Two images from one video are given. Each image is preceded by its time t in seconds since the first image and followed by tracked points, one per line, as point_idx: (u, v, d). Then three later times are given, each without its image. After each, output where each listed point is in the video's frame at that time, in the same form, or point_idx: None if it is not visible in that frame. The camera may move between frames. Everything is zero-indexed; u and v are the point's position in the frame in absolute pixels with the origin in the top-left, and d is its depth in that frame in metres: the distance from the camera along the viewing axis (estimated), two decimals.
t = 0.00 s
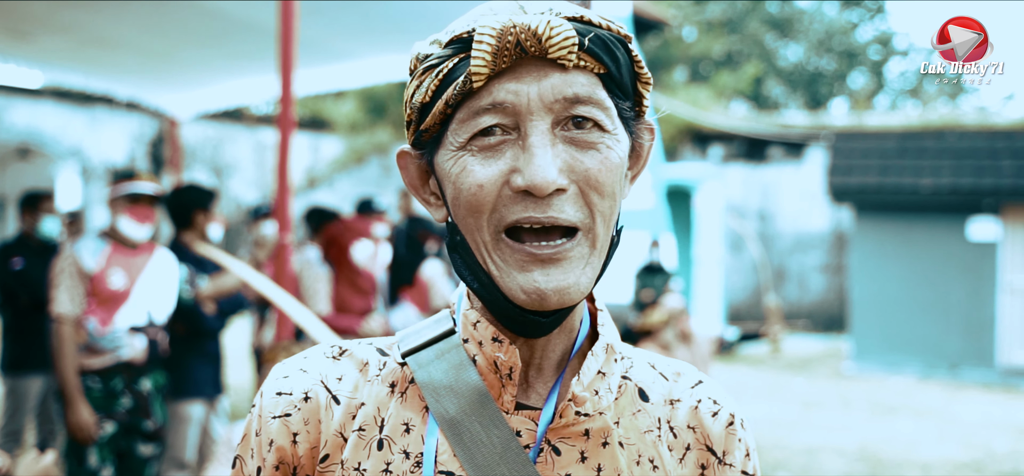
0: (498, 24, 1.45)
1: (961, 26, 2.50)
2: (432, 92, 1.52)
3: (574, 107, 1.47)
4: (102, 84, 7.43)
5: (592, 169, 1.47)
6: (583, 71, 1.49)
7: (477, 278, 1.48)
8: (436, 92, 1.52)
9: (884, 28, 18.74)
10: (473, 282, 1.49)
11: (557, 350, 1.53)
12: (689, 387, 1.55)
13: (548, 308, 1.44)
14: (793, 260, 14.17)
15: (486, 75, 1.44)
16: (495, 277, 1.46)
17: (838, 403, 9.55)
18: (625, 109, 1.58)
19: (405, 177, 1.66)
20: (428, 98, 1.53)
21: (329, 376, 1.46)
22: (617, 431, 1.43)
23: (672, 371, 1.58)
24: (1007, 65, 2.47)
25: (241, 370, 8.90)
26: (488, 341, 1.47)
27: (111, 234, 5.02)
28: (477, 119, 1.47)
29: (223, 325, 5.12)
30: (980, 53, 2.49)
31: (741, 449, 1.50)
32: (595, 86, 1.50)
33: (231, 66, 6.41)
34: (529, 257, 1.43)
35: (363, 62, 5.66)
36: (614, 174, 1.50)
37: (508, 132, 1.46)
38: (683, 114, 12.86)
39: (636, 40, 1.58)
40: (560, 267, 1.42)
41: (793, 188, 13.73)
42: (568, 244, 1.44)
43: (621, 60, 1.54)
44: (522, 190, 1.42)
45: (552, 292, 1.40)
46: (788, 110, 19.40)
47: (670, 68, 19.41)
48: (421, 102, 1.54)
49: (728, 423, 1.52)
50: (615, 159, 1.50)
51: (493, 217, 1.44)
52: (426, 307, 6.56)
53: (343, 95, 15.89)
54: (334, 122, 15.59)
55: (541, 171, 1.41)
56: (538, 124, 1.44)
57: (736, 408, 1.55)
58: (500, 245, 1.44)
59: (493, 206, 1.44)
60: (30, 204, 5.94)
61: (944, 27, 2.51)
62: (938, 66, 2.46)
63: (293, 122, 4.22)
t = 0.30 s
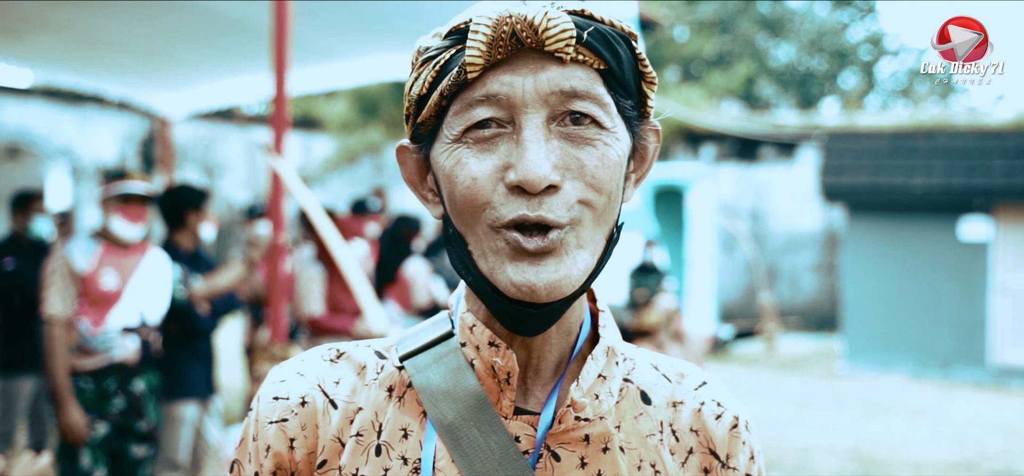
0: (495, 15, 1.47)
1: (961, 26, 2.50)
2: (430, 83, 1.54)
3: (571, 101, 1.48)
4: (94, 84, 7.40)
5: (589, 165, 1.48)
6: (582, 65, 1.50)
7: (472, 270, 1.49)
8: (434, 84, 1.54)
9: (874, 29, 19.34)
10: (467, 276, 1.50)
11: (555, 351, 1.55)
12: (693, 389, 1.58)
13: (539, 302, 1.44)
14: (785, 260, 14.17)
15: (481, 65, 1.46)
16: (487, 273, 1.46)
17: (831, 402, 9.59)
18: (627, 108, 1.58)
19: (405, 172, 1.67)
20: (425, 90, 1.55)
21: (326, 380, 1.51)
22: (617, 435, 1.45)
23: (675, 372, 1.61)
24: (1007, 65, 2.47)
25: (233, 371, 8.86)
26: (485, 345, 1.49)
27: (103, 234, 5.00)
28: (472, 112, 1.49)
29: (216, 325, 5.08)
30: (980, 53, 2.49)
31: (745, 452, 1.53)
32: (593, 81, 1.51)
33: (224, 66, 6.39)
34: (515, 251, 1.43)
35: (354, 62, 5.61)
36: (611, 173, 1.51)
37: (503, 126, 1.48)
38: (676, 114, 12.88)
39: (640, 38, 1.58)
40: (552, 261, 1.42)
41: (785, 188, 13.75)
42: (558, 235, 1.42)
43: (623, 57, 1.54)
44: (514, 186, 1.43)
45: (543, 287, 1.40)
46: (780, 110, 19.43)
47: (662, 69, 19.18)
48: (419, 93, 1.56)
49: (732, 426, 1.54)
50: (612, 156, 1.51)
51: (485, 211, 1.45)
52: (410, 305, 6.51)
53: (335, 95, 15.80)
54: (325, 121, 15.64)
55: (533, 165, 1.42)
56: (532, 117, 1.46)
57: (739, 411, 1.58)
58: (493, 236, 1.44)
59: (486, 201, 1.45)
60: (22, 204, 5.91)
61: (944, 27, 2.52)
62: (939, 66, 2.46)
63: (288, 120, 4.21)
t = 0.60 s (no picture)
0: (487, 9, 1.47)
1: (961, 26, 2.49)
2: (425, 80, 1.55)
3: (566, 96, 1.48)
4: (84, 84, 7.36)
5: (584, 161, 1.47)
6: (577, 60, 1.49)
7: (467, 270, 1.49)
8: (429, 80, 1.55)
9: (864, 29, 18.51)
10: (462, 278, 1.50)
11: (555, 356, 1.55)
12: (696, 392, 1.59)
13: (532, 304, 1.43)
14: (775, 261, 14.22)
15: (474, 59, 1.46)
16: (480, 271, 1.47)
17: (822, 402, 9.61)
18: (625, 105, 1.57)
19: (403, 172, 1.69)
20: (421, 87, 1.56)
21: (324, 386, 1.50)
22: (620, 441, 1.46)
23: (677, 374, 1.62)
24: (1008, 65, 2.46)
25: (224, 372, 8.85)
26: (483, 351, 1.48)
27: (93, 234, 4.95)
28: (465, 106, 1.49)
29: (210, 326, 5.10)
30: (980, 53, 2.49)
31: (749, 455, 1.54)
32: (589, 76, 1.50)
33: (214, 65, 6.36)
34: (508, 250, 1.44)
35: (345, 63, 5.59)
36: (607, 169, 1.50)
37: (496, 121, 1.48)
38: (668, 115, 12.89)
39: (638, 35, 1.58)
40: (544, 259, 1.42)
41: (775, 188, 13.80)
42: (549, 232, 1.44)
43: (620, 53, 1.53)
44: (506, 179, 1.43)
45: (535, 287, 1.40)
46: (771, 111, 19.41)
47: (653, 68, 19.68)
48: (415, 90, 1.57)
49: (736, 429, 1.55)
50: (608, 152, 1.50)
51: (478, 206, 1.46)
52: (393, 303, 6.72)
53: (326, 95, 15.44)
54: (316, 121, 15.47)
55: (525, 159, 1.42)
56: (525, 112, 1.45)
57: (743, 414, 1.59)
58: (485, 236, 1.46)
59: (478, 195, 1.46)
60: (12, 204, 5.87)
61: (944, 27, 2.51)
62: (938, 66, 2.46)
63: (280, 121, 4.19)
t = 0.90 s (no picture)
0: (486, 21, 1.47)
1: (961, 26, 2.53)
2: (424, 80, 1.56)
3: (557, 114, 1.48)
4: (74, 84, 7.33)
5: (571, 180, 1.48)
6: (573, 77, 1.49)
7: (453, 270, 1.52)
8: (427, 82, 1.56)
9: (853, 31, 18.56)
10: (449, 276, 1.53)
11: (546, 355, 1.56)
12: (688, 387, 1.61)
13: (512, 311, 1.45)
14: (766, 260, 14.30)
15: (468, 70, 1.46)
16: (463, 275, 1.50)
17: (813, 402, 9.66)
18: (620, 122, 1.58)
19: (401, 162, 1.71)
20: (419, 86, 1.57)
21: (319, 386, 1.50)
22: (614, 434, 1.48)
23: (669, 370, 1.64)
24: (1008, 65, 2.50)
25: (217, 372, 8.86)
26: (476, 348, 1.50)
27: (83, 236, 4.94)
28: (457, 115, 1.50)
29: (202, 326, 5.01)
30: (980, 53, 2.52)
31: (743, 447, 1.56)
32: (585, 94, 1.50)
33: (206, 66, 6.34)
34: (491, 257, 1.45)
35: (337, 62, 5.53)
36: (595, 186, 1.51)
37: (488, 133, 1.48)
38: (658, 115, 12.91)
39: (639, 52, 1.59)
40: (524, 270, 1.44)
41: (765, 188, 13.91)
42: (533, 245, 1.45)
43: (617, 71, 1.54)
44: (491, 193, 1.45)
45: (513, 295, 1.43)
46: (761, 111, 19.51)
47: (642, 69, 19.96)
48: (413, 89, 1.58)
49: (730, 421, 1.57)
50: (597, 170, 1.51)
51: (463, 214, 1.48)
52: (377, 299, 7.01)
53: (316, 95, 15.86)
54: (306, 121, 15.56)
55: (511, 176, 1.43)
56: (516, 127, 1.46)
57: (735, 407, 1.61)
58: (468, 241, 1.48)
59: (463, 204, 1.47)
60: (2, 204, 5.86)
61: (944, 27, 2.54)
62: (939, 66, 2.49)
63: (272, 122, 4.16)
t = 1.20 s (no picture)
0: (494, 6, 1.50)
1: (961, 26, 2.53)
2: (431, 71, 1.57)
3: (564, 92, 1.51)
4: (64, 83, 7.28)
5: (581, 154, 1.50)
6: (578, 59, 1.52)
7: (463, 256, 1.51)
8: (434, 72, 1.58)
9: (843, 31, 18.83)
10: (457, 264, 1.52)
11: (549, 348, 1.57)
12: (688, 385, 1.62)
13: (525, 289, 1.47)
14: (757, 261, 14.33)
15: (479, 52, 1.49)
16: (475, 256, 1.49)
17: (804, 401, 9.69)
18: (622, 106, 1.61)
19: (404, 164, 1.71)
20: (426, 79, 1.59)
21: (321, 384, 1.51)
22: (616, 431, 1.48)
23: (669, 369, 1.65)
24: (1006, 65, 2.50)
25: (209, 374, 8.85)
26: (482, 343, 1.51)
27: (75, 235, 4.92)
28: (466, 98, 1.52)
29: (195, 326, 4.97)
30: (980, 53, 2.51)
31: (742, 443, 1.57)
32: (589, 75, 1.53)
33: (197, 66, 6.32)
34: (504, 234, 1.46)
35: (329, 62, 5.50)
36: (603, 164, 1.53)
37: (497, 114, 1.50)
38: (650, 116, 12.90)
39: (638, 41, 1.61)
40: (538, 246, 1.45)
41: (756, 189, 13.95)
42: (546, 219, 1.47)
43: (619, 56, 1.57)
44: (502, 168, 1.46)
45: (528, 270, 1.43)
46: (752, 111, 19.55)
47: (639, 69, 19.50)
48: (420, 82, 1.60)
49: (728, 418, 1.59)
50: (605, 146, 1.54)
51: (473, 191, 1.49)
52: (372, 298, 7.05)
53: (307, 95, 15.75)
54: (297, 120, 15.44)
55: (523, 149, 1.44)
56: (525, 105, 1.48)
57: (733, 403, 1.63)
58: (479, 220, 1.48)
59: (473, 180, 1.48)
60: None
61: (944, 27, 2.54)
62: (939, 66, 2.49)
63: (265, 121, 4.14)
